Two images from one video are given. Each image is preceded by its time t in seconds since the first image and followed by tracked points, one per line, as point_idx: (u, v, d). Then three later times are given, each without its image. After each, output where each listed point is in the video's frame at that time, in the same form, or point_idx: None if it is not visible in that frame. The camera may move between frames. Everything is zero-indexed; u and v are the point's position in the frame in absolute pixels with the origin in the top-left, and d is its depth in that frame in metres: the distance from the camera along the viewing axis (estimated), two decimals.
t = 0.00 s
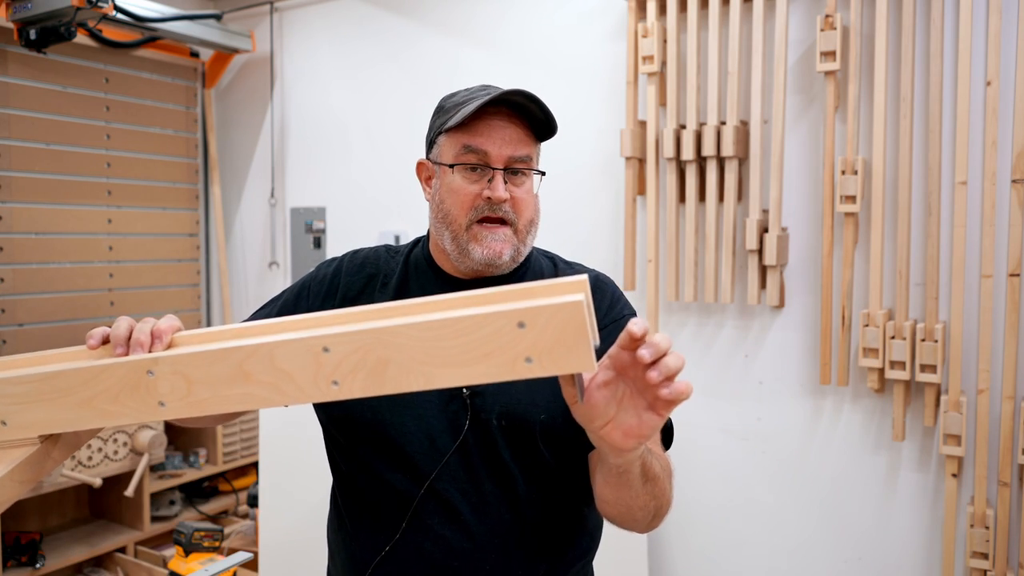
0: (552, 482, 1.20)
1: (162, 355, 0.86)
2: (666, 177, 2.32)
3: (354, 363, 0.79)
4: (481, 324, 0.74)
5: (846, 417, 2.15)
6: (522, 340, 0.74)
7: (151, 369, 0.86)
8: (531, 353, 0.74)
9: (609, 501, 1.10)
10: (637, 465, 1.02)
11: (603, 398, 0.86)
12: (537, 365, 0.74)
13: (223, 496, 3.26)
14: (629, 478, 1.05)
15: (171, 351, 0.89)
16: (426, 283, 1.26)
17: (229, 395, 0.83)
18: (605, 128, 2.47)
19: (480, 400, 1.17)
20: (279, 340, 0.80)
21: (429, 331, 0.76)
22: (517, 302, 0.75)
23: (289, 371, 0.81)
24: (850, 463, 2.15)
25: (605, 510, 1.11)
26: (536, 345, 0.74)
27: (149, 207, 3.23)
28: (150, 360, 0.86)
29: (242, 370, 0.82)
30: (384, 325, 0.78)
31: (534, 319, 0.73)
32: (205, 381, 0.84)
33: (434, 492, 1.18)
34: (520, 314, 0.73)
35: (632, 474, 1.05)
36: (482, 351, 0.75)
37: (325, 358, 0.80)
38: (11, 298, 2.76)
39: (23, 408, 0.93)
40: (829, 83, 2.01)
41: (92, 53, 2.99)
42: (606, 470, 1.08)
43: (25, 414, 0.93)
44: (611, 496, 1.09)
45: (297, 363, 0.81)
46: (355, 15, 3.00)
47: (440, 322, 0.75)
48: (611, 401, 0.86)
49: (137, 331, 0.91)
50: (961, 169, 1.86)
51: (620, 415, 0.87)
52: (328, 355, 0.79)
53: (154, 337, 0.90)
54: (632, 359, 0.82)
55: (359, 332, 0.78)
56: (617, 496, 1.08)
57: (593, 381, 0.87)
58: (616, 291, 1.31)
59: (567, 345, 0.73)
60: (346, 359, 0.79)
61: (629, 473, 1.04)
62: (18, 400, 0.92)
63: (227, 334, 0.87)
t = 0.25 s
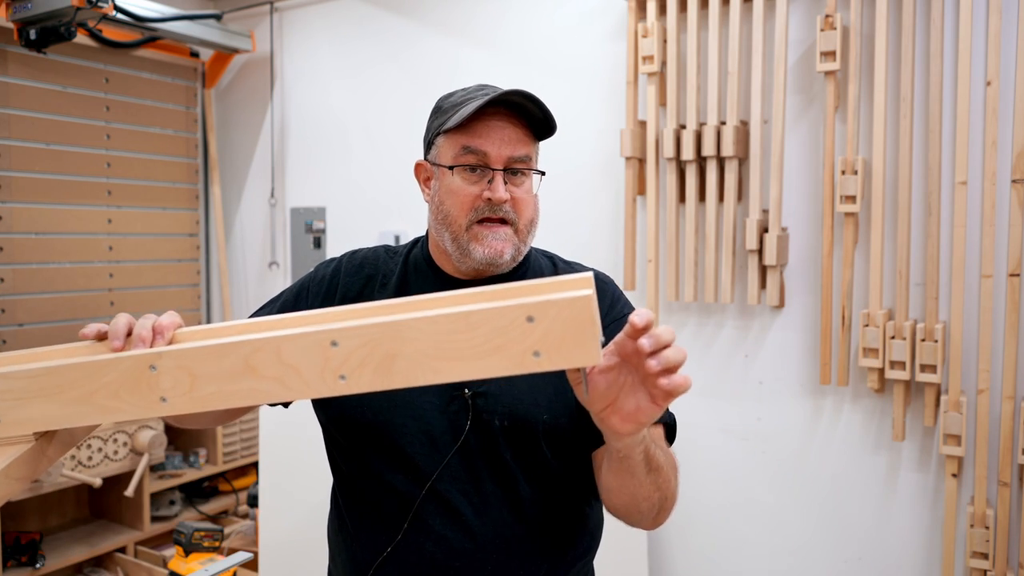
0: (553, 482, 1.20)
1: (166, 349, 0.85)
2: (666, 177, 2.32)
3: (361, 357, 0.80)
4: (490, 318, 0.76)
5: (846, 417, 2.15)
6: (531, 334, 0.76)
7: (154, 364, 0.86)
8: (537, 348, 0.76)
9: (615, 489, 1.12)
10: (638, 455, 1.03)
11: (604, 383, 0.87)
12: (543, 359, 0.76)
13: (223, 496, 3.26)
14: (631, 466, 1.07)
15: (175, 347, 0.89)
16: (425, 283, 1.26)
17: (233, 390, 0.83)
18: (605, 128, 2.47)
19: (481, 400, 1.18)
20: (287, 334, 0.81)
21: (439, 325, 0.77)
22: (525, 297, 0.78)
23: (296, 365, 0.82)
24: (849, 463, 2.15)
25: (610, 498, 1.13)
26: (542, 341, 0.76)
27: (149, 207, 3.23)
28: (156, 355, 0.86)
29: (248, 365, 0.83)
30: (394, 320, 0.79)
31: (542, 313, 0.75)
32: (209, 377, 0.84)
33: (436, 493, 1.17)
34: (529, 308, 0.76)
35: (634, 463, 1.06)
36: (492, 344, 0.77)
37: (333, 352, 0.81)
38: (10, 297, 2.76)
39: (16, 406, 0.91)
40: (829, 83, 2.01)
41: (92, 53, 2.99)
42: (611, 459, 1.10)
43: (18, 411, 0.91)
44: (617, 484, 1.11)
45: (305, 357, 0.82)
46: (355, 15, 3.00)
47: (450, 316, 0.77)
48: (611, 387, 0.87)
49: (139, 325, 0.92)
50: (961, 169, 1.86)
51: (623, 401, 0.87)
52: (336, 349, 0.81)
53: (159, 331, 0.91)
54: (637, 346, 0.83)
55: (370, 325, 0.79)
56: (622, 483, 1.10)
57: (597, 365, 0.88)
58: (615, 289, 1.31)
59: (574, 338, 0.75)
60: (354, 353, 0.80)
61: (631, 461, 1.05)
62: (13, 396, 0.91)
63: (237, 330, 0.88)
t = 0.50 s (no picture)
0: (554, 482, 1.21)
1: (189, 346, 0.83)
2: (666, 177, 2.32)
3: (390, 351, 0.81)
4: (514, 310, 0.79)
5: (846, 417, 2.15)
6: (555, 325, 0.79)
7: (176, 362, 0.83)
8: (561, 338, 0.79)
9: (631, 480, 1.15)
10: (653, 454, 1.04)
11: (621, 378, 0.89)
12: (566, 348, 0.79)
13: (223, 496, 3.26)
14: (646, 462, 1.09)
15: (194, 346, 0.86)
16: (425, 284, 1.26)
17: (258, 387, 0.82)
18: (605, 128, 2.47)
19: (485, 400, 1.18)
20: (316, 329, 0.81)
21: (463, 317, 0.80)
22: (547, 290, 0.81)
23: (323, 361, 0.82)
24: (850, 463, 2.15)
25: (627, 486, 1.17)
26: (567, 332, 0.79)
27: (149, 207, 3.23)
28: (184, 352, 0.83)
29: (273, 361, 0.82)
30: (419, 313, 0.81)
31: (567, 303, 0.79)
32: (233, 374, 0.83)
33: (437, 494, 1.17)
34: (553, 299, 0.79)
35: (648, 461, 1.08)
36: (518, 334, 0.79)
37: (361, 346, 0.81)
38: (10, 297, 2.76)
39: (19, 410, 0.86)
40: (829, 83, 2.01)
41: (91, 53, 2.99)
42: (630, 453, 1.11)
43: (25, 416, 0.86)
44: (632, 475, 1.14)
45: (333, 353, 0.82)
46: (354, 15, 3.00)
47: (475, 308, 0.79)
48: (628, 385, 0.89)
49: (155, 324, 0.92)
50: (961, 169, 1.86)
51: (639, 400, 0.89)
52: (365, 343, 0.81)
53: (172, 331, 0.91)
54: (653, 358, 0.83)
55: (396, 319, 0.80)
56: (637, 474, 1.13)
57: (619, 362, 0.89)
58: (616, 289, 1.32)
59: (597, 329, 0.79)
60: (382, 347, 0.81)
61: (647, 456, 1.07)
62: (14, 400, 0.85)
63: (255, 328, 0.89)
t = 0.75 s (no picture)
0: (559, 481, 1.21)
1: (187, 362, 0.83)
2: (666, 177, 2.32)
3: (390, 365, 0.81)
4: (520, 321, 0.79)
5: (846, 417, 2.15)
6: (559, 336, 0.79)
7: (172, 379, 0.83)
8: (564, 350, 0.79)
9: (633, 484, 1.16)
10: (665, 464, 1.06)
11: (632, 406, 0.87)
12: (570, 360, 0.79)
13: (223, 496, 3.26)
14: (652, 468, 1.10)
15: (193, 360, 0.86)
16: (428, 283, 1.26)
17: (256, 402, 0.82)
18: (605, 128, 2.47)
19: (491, 401, 1.18)
20: (314, 344, 0.81)
21: (466, 329, 0.79)
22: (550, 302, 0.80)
23: (323, 376, 0.82)
24: (850, 463, 2.15)
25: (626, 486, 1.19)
26: (570, 343, 0.79)
27: (149, 207, 3.23)
28: (182, 368, 0.83)
29: (272, 375, 0.82)
30: (421, 327, 0.80)
31: (569, 315, 0.78)
32: (231, 390, 0.83)
33: (445, 493, 1.17)
34: (556, 312, 0.78)
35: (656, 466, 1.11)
36: (522, 347, 0.79)
37: (360, 361, 0.81)
38: (10, 297, 2.76)
39: (20, 425, 0.84)
40: (829, 83, 2.01)
41: (92, 54, 2.99)
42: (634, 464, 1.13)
43: (24, 430, 0.84)
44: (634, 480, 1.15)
45: (331, 367, 0.81)
46: (355, 15, 3.00)
47: (479, 321, 0.79)
48: (639, 417, 0.87)
49: (148, 339, 0.89)
50: (961, 169, 1.86)
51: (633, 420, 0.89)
52: (364, 358, 0.81)
53: (168, 345, 0.88)
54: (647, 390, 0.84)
55: (395, 333, 0.80)
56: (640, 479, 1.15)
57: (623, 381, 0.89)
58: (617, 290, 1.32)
59: (600, 340, 0.78)
60: (381, 362, 0.81)
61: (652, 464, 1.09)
62: (16, 415, 0.84)
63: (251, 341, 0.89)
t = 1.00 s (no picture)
0: (561, 481, 1.21)
1: (175, 372, 0.83)
2: (665, 177, 2.32)
3: (383, 383, 0.82)
4: (515, 345, 0.81)
5: (846, 417, 2.15)
6: (552, 363, 0.80)
7: (161, 388, 0.84)
8: (558, 376, 0.81)
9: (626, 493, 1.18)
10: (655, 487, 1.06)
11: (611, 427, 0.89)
12: (563, 387, 0.81)
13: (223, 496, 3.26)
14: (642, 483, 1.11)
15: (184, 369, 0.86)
16: (428, 283, 1.26)
17: (245, 415, 0.83)
18: (605, 128, 2.47)
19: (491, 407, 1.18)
20: (306, 360, 0.82)
21: (464, 350, 0.81)
22: (544, 327, 0.82)
23: (313, 392, 0.82)
24: (849, 464, 2.15)
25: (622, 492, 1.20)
26: (564, 369, 0.81)
27: (149, 207, 3.23)
28: (166, 376, 0.83)
29: (262, 388, 0.82)
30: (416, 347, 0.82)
31: (565, 342, 0.80)
32: (221, 401, 0.83)
33: (447, 493, 1.17)
34: (552, 338, 0.80)
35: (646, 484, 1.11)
36: (514, 371, 0.81)
37: (352, 378, 0.82)
38: (10, 297, 2.76)
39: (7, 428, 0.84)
40: (829, 83, 2.01)
41: (92, 53, 2.99)
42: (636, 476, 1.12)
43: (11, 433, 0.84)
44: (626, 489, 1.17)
45: (321, 381, 0.82)
46: (355, 16, 3.00)
47: (474, 342, 0.81)
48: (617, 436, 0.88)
49: (139, 346, 0.89)
50: (961, 169, 1.86)
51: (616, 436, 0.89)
52: (356, 374, 0.82)
53: (157, 352, 0.88)
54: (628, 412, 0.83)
55: (389, 353, 0.81)
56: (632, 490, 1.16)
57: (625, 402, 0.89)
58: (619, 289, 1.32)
59: (594, 368, 0.80)
60: (373, 380, 0.82)
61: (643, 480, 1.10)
62: (9, 417, 0.84)
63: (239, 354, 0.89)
